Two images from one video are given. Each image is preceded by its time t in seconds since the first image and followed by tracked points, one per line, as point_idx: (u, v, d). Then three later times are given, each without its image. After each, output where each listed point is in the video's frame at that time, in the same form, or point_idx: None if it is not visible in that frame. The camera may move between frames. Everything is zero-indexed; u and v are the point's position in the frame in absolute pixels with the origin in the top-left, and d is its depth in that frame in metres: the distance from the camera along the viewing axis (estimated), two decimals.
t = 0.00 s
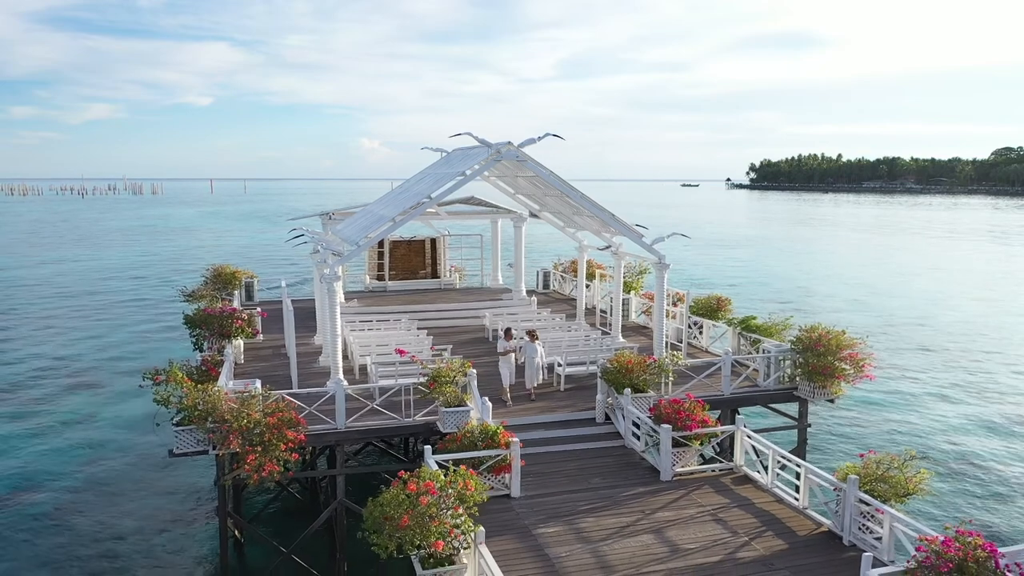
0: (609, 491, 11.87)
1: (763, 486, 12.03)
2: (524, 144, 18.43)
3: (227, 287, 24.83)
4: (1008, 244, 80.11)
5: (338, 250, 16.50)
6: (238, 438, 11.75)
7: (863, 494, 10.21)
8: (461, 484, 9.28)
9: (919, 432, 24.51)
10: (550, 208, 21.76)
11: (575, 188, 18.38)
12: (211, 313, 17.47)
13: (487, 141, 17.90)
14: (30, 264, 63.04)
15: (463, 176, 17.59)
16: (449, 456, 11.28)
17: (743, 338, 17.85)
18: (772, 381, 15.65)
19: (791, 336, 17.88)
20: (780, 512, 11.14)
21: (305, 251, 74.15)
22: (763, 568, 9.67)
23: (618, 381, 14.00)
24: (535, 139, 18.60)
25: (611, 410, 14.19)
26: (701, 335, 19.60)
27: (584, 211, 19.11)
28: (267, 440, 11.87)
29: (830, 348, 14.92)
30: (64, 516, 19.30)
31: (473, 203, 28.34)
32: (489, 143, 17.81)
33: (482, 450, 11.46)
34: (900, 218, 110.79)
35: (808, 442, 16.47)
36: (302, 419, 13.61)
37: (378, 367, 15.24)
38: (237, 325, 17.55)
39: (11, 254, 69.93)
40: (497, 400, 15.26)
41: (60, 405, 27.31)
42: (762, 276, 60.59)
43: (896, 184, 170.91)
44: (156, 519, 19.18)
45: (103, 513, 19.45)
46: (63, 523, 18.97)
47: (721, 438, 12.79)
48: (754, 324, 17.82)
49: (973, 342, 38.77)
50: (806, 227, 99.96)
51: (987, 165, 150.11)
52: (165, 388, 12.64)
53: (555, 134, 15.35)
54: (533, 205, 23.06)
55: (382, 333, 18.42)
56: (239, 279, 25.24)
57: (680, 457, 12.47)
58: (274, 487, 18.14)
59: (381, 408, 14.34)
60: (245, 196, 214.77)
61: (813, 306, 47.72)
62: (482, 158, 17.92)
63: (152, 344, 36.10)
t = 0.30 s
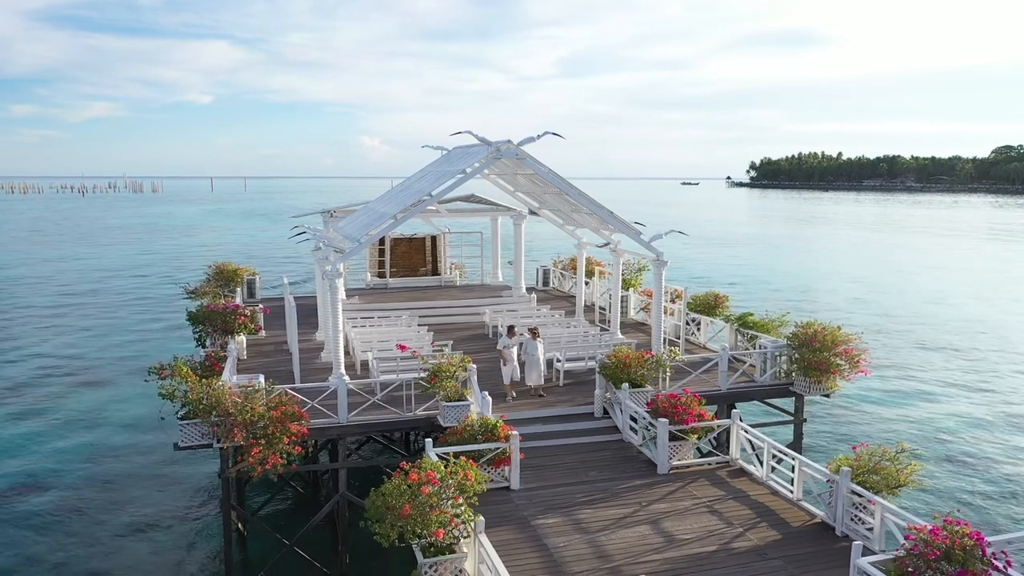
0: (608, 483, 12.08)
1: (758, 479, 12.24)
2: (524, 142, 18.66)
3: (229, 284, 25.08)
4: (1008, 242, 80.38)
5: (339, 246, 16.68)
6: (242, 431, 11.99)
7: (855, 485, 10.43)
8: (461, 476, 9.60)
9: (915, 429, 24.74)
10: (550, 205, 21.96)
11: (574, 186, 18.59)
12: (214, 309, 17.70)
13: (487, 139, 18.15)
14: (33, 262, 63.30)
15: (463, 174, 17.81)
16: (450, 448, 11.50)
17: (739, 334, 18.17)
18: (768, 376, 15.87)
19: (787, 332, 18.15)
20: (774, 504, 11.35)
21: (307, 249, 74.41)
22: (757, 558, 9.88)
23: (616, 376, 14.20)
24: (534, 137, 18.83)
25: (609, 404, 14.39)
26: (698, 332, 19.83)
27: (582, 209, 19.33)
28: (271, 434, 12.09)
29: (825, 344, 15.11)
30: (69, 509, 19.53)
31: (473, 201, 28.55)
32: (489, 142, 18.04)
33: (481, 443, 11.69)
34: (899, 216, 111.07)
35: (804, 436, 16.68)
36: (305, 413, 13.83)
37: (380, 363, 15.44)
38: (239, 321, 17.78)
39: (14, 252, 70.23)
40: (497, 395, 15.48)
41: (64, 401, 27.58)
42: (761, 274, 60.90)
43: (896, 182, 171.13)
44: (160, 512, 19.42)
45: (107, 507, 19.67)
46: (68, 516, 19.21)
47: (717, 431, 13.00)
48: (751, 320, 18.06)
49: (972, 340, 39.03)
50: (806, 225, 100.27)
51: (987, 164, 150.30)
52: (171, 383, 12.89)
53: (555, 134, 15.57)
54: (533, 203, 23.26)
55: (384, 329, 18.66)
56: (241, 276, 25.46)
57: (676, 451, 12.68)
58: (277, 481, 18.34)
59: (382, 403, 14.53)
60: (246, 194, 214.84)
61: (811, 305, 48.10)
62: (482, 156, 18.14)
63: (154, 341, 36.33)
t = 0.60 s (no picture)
0: (607, 480, 12.19)
1: (756, 476, 12.35)
2: (524, 142, 18.73)
3: (230, 283, 25.18)
4: (1007, 240, 80.63)
5: (340, 245, 16.71)
6: (245, 428, 12.12)
7: (852, 482, 10.53)
8: (461, 472, 9.72)
9: (912, 426, 24.87)
10: (550, 204, 22.03)
11: (575, 185, 18.66)
12: (216, 308, 17.78)
13: (488, 139, 18.25)
14: (34, 260, 63.43)
15: (464, 174, 17.86)
16: (451, 445, 11.61)
17: (738, 333, 18.27)
18: (767, 374, 15.96)
19: (786, 331, 18.27)
20: (772, 501, 11.45)
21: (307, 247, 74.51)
22: (755, 554, 9.98)
23: (616, 374, 14.29)
24: (534, 137, 18.89)
25: (609, 402, 14.50)
26: (698, 330, 19.93)
27: (582, 208, 19.39)
28: (273, 431, 12.21)
29: (824, 342, 15.19)
30: (72, 507, 19.67)
31: (473, 200, 28.65)
32: (489, 141, 18.10)
33: (482, 440, 11.80)
34: (899, 214, 111.34)
35: (802, 434, 16.79)
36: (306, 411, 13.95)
37: (380, 360, 15.53)
38: (241, 319, 17.87)
39: (16, 250, 70.43)
40: (497, 393, 15.60)
41: (66, 400, 27.71)
42: (761, 272, 61.05)
43: (896, 181, 171.38)
44: (163, 509, 19.56)
45: (110, 505, 19.81)
46: (71, 513, 19.35)
47: (715, 429, 13.10)
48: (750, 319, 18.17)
49: (971, 338, 39.18)
50: (805, 223, 100.48)
51: (987, 162, 150.46)
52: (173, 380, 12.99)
53: (556, 133, 15.63)
54: (533, 202, 23.33)
55: (385, 328, 18.75)
56: (241, 275, 25.52)
57: (675, 448, 12.77)
58: (278, 479, 18.45)
59: (383, 400, 14.63)
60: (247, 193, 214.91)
61: (811, 303, 48.25)
62: (483, 156, 18.19)
63: (155, 339, 36.46)
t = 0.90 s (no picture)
0: (607, 479, 12.21)
1: (756, 475, 12.37)
2: (524, 141, 18.76)
3: (231, 282, 25.21)
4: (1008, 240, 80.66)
5: (341, 245, 16.70)
6: (245, 427, 12.17)
7: (851, 481, 10.56)
8: (461, 471, 9.76)
9: (912, 425, 24.90)
10: (550, 204, 22.05)
11: (575, 185, 18.68)
12: (217, 308, 17.82)
13: (487, 139, 18.31)
14: (34, 260, 63.42)
15: (464, 173, 17.88)
16: (451, 445, 11.64)
17: (738, 332, 18.29)
18: (767, 374, 15.98)
19: (786, 330, 18.31)
20: (772, 500, 11.48)
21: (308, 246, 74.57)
22: (754, 553, 10.00)
23: (615, 373, 14.33)
24: (534, 136, 18.93)
25: (609, 401, 14.54)
26: (698, 330, 19.96)
27: (582, 208, 19.42)
28: (273, 430, 12.26)
29: (823, 341, 15.21)
30: (73, 506, 19.72)
31: (473, 200, 28.67)
32: (489, 141, 18.14)
33: (482, 440, 11.83)
34: (900, 214, 111.41)
35: (802, 433, 16.82)
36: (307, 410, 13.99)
37: (380, 360, 15.56)
38: (242, 319, 17.90)
39: (17, 249, 70.55)
40: (497, 392, 15.63)
41: (66, 399, 27.74)
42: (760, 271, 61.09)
43: (897, 180, 171.47)
44: (164, 508, 19.61)
45: (111, 504, 19.86)
46: (72, 512, 19.40)
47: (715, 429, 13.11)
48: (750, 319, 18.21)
49: (970, 338, 39.21)
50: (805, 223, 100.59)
51: (988, 161, 150.47)
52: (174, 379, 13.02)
53: (555, 133, 15.64)
54: (533, 201, 23.37)
55: (385, 327, 18.78)
56: (242, 274, 25.51)
57: (675, 448, 12.80)
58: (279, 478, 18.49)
59: (384, 399, 14.67)
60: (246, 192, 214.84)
61: (811, 302, 48.31)
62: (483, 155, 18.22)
63: (155, 339, 36.47)
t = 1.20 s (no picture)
0: (607, 479, 12.21)
1: (756, 475, 12.37)
2: (525, 141, 18.75)
3: (231, 282, 25.21)
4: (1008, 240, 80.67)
5: (341, 245, 16.67)
6: (245, 427, 12.17)
7: (851, 481, 10.56)
8: (461, 472, 9.75)
9: (911, 425, 24.91)
10: (550, 204, 22.04)
11: (575, 185, 18.66)
12: (217, 307, 17.84)
13: (488, 139, 18.32)
14: (34, 259, 63.34)
15: (464, 174, 17.89)
16: (451, 445, 11.65)
17: (738, 333, 18.30)
18: (767, 374, 15.97)
19: (786, 330, 18.31)
20: (772, 500, 11.47)
21: (308, 246, 74.64)
22: (755, 554, 9.99)
23: (615, 373, 14.33)
24: (535, 136, 18.94)
25: (609, 401, 14.54)
26: (698, 330, 19.95)
27: (583, 208, 19.40)
28: (273, 429, 12.26)
29: (823, 341, 15.20)
30: (72, 505, 19.74)
31: (473, 200, 28.67)
32: (490, 141, 18.14)
33: (482, 440, 11.83)
34: (900, 214, 111.43)
35: (802, 433, 16.82)
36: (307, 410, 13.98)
37: (380, 360, 15.56)
38: (242, 319, 17.91)
39: (18, 249, 70.66)
40: (498, 392, 15.64)
41: (66, 399, 27.74)
42: (760, 271, 61.08)
43: (897, 180, 171.54)
44: (164, 507, 19.62)
45: (110, 503, 19.88)
46: (72, 512, 19.40)
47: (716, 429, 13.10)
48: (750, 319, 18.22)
49: (969, 338, 39.27)
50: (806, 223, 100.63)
51: (988, 161, 150.45)
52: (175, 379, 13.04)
53: (555, 132, 15.62)
54: (534, 201, 23.37)
55: (385, 327, 18.79)
56: (242, 274, 25.49)
57: (675, 448, 12.80)
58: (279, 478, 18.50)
59: (385, 399, 14.67)
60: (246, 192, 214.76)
61: (811, 302, 48.31)
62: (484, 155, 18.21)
63: (155, 339, 36.48)
